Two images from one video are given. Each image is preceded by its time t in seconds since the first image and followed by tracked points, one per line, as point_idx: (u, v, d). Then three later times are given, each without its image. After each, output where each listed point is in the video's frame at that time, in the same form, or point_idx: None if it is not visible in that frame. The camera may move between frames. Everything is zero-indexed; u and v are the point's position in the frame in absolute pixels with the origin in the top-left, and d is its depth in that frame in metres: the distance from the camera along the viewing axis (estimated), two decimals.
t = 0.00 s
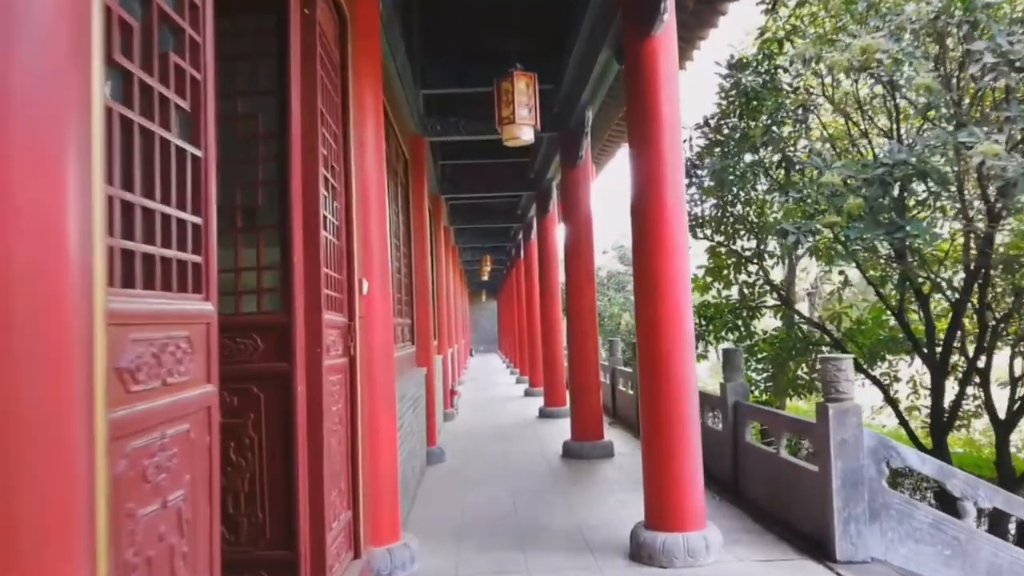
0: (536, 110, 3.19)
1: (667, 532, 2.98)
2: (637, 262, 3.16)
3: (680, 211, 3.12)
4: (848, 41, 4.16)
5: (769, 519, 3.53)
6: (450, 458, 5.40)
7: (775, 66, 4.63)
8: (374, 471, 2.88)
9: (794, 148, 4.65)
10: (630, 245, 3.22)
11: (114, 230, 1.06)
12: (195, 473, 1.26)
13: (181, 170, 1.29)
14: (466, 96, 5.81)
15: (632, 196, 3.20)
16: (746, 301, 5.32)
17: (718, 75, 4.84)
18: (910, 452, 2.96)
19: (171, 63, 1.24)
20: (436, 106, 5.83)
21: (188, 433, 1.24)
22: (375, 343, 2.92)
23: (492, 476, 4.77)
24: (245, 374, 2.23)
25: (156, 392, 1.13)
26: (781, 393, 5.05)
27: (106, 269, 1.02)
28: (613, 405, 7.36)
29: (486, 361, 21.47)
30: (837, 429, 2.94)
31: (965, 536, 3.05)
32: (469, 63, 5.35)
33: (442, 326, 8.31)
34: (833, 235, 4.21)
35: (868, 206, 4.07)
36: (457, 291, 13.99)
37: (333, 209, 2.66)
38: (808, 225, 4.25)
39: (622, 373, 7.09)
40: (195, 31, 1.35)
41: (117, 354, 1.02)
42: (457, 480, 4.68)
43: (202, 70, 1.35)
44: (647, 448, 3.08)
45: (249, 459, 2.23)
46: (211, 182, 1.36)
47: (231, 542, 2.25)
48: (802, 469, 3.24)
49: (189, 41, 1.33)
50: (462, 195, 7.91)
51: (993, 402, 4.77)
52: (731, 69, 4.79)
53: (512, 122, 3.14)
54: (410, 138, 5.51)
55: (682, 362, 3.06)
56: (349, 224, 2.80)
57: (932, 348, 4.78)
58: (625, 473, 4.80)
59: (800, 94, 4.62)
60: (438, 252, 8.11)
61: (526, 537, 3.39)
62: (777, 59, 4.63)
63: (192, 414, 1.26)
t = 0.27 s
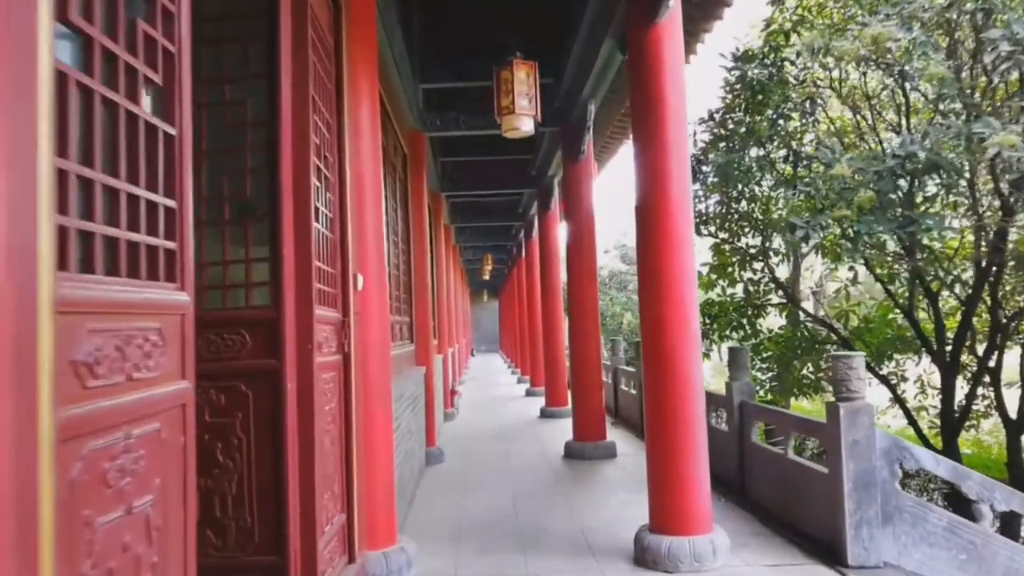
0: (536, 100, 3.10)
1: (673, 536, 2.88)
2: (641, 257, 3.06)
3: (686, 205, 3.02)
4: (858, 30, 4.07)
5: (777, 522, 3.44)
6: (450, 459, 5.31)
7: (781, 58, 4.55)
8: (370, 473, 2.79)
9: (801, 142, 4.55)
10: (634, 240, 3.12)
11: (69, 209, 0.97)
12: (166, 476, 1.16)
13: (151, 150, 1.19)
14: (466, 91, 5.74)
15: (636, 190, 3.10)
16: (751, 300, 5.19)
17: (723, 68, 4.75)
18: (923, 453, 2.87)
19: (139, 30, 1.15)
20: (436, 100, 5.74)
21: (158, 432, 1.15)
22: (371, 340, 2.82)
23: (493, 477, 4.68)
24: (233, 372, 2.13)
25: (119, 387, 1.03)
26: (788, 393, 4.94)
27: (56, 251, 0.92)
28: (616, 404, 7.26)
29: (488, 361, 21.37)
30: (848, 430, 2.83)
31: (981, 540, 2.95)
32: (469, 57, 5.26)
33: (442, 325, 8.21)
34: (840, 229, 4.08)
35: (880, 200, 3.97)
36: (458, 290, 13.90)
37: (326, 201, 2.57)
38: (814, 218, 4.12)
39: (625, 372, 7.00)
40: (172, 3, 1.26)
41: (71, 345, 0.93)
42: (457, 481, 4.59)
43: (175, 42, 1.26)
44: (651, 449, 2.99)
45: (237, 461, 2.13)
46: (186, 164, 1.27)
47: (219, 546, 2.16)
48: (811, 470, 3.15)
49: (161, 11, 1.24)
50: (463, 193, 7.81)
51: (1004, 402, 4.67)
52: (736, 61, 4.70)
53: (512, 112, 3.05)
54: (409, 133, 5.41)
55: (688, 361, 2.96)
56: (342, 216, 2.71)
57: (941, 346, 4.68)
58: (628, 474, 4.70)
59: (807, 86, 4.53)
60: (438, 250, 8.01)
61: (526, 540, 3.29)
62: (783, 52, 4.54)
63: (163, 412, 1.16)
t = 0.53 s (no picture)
0: (536, 88, 2.99)
1: (678, 540, 2.78)
2: (645, 251, 2.96)
3: (692, 197, 2.91)
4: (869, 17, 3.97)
5: (785, 525, 3.34)
6: (449, 459, 5.21)
7: (788, 48, 4.44)
8: (363, 475, 2.70)
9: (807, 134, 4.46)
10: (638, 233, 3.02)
11: (7, 187, 0.86)
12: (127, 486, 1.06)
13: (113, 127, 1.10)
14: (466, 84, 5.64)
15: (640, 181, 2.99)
16: (756, 296, 5.10)
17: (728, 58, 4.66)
18: (938, 454, 2.76)
19: None
20: (435, 93, 5.64)
21: (119, 438, 1.05)
22: (364, 336, 2.72)
23: (492, 477, 4.58)
24: (217, 370, 2.03)
25: (69, 390, 0.93)
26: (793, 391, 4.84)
27: None
28: (618, 403, 7.16)
29: (488, 359, 21.27)
30: (861, 430, 2.72)
31: (998, 545, 2.83)
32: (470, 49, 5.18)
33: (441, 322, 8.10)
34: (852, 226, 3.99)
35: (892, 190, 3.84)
36: (459, 288, 13.82)
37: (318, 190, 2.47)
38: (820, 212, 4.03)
39: (627, 370, 6.90)
40: None
41: (7, 343, 0.82)
42: (455, 482, 4.49)
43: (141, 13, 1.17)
44: (655, 450, 2.88)
45: (221, 464, 2.02)
46: (154, 143, 1.18)
47: (202, 555, 2.03)
48: (821, 472, 3.04)
49: None
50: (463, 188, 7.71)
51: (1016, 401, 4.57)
52: (742, 51, 4.61)
53: (510, 101, 2.94)
54: (407, 126, 5.31)
55: (694, 358, 2.86)
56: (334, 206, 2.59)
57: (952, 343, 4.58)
58: (631, 474, 4.60)
59: (814, 77, 4.43)
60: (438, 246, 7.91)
61: (527, 544, 3.19)
62: (790, 41, 4.44)
63: (125, 416, 1.06)
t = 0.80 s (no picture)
0: (535, 79, 2.88)
1: (684, 549, 2.68)
2: (649, 248, 2.85)
3: (699, 192, 2.80)
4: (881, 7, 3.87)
5: (794, 532, 3.24)
6: (447, 461, 5.11)
7: (795, 41, 4.34)
8: (356, 481, 2.61)
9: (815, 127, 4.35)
10: (642, 230, 2.91)
11: None
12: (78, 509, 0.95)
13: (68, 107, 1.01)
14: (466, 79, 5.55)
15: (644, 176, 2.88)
16: (761, 296, 5.00)
17: (733, 52, 4.56)
18: (954, 459, 2.66)
19: None
20: (434, 88, 5.54)
21: (72, 454, 0.95)
22: (356, 336, 2.63)
23: (491, 480, 4.49)
24: (200, 373, 1.92)
25: (6, 401, 0.84)
26: (797, 392, 4.73)
27: None
28: (620, 404, 7.06)
29: (488, 359, 21.17)
30: (874, 435, 2.62)
31: (1017, 554, 2.72)
32: (469, 44, 5.07)
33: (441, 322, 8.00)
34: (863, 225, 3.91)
35: (904, 183, 3.74)
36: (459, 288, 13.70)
37: (308, 185, 2.36)
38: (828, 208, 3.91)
39: (629, 371, 6.79)
40: None
41: None
42: (453, 485, 4.39)
43: None
44: (660, 455, 2.78)
45: (204, 473, 1.92)
46: (116, 125, 1.08)
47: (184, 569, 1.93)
48: (833, 477, 2.94)
49: None
50: (462, 186, 7.61)
51: None
52: (747, 44, 4.51)
53: (509, 92, 2.84)
54: (405, 122, 5.21)
55: (701, 360, 2.75)
56: (325, 200, 2.49)
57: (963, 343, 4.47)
58: (634, 478, 4.50)
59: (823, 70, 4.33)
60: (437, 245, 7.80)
61: (527, 551, 3.09)
62: (797, 34, 4.34)
63: (80, 429, 0.96)
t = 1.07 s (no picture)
0: (537, 70, 2.78)
1: (693, 559, 2.58)
2: (655, 247, 2.75)
3: (706, 188, 2.70)
4: None
5: (805, 541, 3.14)
6: (446, 465, 5.00)
7: (804, 34, 4.25)
8: (350, 488, 2.51)
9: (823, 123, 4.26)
10: (648, 227, 2.81)
11: None
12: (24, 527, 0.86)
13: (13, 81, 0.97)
14: (465, 75, 5.45)
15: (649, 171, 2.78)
16: (767, 296, 4.89)
17: (739, 46, 4.46)
18: (973, 466, 2.55)
19: None
20: (434, 84, 5.43)
21: (12, 470, 0.87)
22: (349, 337, 2.52)
23: (491, 485, 4.39)
24: (182, 376, 1.82)
25: None
26: (802, 394, 4.64)
27: None
28: (622, 407, 6.95)
29: (489, 360, 21.07)
30: (891, 440, 2.51)
31: None
32: (468, 39, 4.99)
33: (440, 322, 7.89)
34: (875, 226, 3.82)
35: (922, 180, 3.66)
36: (459, 289, 13.59)
37: (298, 178, 2.26)
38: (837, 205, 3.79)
39: (631, 373, 6.68)
40: None
41: None
42: (452, 490, 4.28)
43: None
44: (666, 461, 2.68)
45: (185, 481, 1.81)
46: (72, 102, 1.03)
47: None
48: (846, 485, 2.83)
49: None
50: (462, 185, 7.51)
51: None
52: (754, 38, 4.40)
53: (509, 83, 2.73)
54: (404, 118, 5.10)
55: (708, 362, 2.65)
56: (317, 195, 2.39)
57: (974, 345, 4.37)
58: (637, 483, 4.40)
59: (832, 65, 4.24)
60: (436, 244, 7.70)
61: (528, 559, 2.99)
62: (806, 27, 4.25)
63: (22, 441, 0.88)
